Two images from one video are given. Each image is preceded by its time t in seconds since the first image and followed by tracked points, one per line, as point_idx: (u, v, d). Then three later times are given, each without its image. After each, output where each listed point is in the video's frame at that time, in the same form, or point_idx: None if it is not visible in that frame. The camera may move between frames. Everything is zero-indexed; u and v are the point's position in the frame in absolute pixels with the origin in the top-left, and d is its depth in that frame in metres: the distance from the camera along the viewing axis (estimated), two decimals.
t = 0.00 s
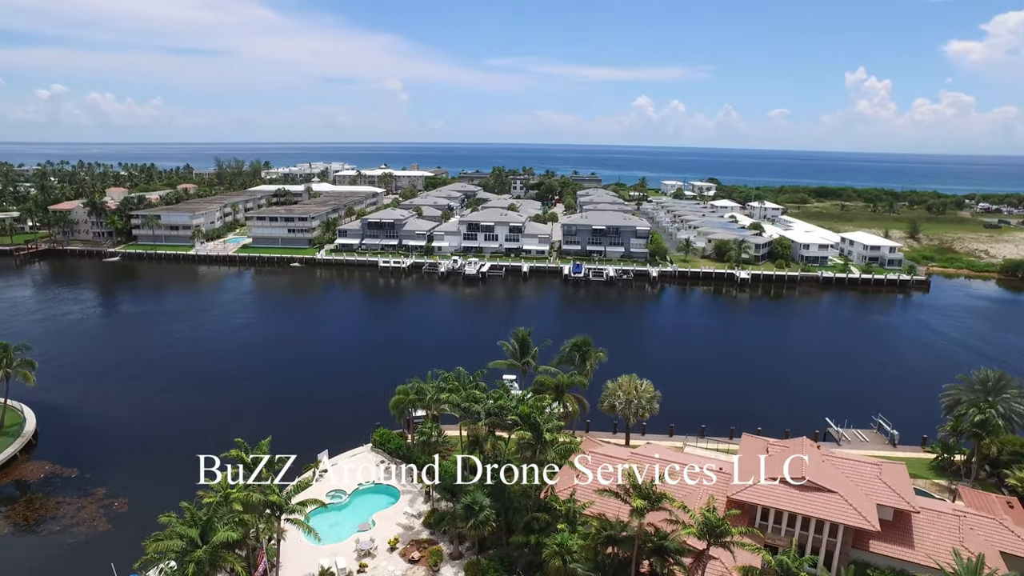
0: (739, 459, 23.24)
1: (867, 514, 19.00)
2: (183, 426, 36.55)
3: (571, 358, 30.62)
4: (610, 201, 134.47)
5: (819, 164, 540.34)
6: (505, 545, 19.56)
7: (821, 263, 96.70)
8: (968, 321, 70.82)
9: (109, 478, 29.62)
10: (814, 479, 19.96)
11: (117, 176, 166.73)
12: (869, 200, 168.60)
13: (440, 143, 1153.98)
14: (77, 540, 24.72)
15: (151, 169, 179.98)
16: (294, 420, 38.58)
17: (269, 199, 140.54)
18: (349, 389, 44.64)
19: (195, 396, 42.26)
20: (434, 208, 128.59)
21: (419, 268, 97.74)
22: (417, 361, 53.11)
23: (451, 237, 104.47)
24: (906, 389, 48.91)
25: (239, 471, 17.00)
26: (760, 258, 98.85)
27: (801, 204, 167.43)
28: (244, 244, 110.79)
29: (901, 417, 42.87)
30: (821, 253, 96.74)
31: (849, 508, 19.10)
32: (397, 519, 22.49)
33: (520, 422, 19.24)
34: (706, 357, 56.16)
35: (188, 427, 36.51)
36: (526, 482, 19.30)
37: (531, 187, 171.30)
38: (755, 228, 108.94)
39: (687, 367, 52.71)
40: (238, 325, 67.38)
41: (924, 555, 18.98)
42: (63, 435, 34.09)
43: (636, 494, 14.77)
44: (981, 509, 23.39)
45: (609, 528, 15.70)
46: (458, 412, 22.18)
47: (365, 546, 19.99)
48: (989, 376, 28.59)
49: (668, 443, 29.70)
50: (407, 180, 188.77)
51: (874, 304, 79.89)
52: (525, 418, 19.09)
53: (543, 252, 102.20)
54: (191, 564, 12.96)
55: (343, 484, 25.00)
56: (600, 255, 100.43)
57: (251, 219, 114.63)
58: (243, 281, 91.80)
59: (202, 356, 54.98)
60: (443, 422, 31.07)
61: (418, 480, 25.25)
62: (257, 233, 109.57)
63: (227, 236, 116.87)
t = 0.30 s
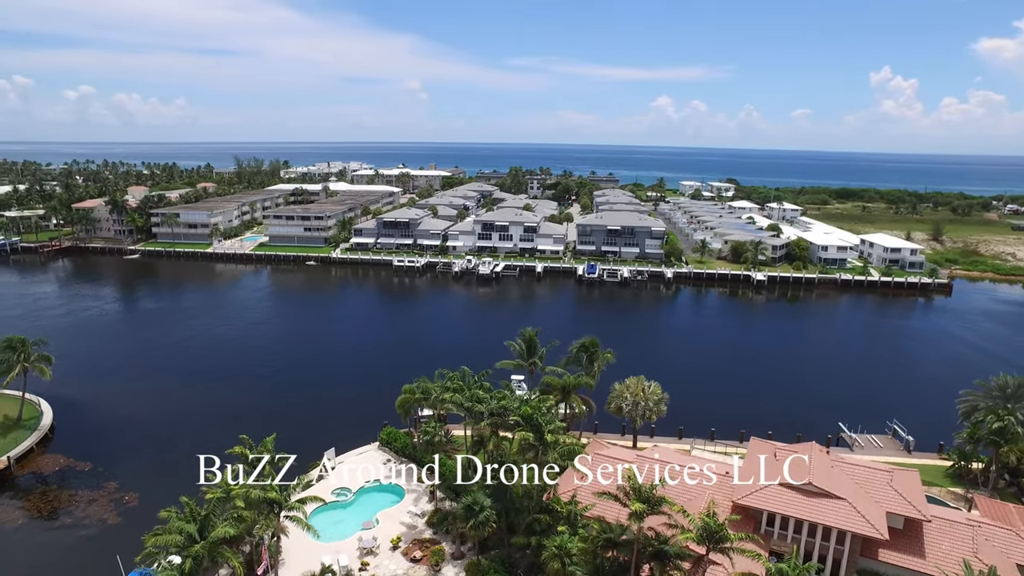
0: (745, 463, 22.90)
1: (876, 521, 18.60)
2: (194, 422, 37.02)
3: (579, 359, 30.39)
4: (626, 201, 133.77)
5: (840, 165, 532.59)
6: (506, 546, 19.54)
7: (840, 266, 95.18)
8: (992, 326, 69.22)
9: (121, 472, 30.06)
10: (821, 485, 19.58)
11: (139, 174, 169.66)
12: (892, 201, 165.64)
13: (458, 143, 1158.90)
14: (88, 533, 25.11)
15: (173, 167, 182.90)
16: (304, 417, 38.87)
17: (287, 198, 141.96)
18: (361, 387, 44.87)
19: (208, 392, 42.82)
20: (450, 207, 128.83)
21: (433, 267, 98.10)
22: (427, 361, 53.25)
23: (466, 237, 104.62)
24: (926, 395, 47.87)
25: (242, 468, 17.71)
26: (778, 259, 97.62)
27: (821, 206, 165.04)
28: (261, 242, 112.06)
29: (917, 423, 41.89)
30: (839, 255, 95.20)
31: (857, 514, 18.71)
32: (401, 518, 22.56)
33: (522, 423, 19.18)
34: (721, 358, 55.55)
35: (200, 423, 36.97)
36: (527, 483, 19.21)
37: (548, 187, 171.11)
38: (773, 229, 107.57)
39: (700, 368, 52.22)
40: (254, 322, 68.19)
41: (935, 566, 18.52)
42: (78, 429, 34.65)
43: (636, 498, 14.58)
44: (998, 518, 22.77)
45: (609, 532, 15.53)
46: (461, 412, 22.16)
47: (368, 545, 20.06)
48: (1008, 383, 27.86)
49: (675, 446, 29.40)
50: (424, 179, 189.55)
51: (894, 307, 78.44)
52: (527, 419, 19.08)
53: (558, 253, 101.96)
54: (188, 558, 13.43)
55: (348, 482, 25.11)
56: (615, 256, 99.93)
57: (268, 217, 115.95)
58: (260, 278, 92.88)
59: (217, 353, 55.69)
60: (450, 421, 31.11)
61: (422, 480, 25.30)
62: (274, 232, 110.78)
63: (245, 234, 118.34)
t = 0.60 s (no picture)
0: (754, 468, 22.49)
1: (885, 530, 18.19)
2: (207, 418, 37.51)
3: (587, 361, 30.20)
4: (643, 202, 132.94)
5: (863, 166, 523.74)
6: (509, 547, 19.45)
7: (860, 268, 93.53)
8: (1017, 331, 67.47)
9: (134, 466, 30.54)
10: (832, 492, 19.17)
11: (162, 173, 172.73)
12: (916, 203, 162.34)
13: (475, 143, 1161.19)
14: (99, 527, 25.51)
15: (195, 167, 185.87)
16: (315, 414, 39.15)
17: (305, 197, 143.42)
18: (372, 386, 45.07)
19: (222, 388, 43.40)
20: (466, 207, 129.06)
21: (448, 267, 98.37)
22: (438, 360, 53.41)
23: (481, 237, 104.65)
24: (947, 401, 46.80)
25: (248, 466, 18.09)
26: (796, 261, 96.23)
27: (843, 207, 162.43)
28: (279, 241, 113.37)
29: (934, 431, 40.99)
30: (860, 257, 93.41)
31: (866, 523, 18.30)
32: (406, 517, 22.59)
33: (525, 425, 19.14)
34: (736, 361, 55.03)
35: (213, 418, 37.50)
36: (527, 482, 19.20)
37: (565, 187, 170.84)
38: (792, 231, 106.05)
39: (715, 371, 51.71)
40: (270, 320, 69.01)
41: None
42: (94, 424, 35.26)
43: (636, 501, 14.47)
44: (1016, 529, 22.07)
45: (609, 535, 15.41)
46: (466, 413, 22.16)
47: (371, 544, 20.13)
48: None
49: (684, 450, 29.10)
50: (442, 180, 190.17)
51: (916, 311, 76.84)
52: (530, 420, 19.18)
53: (573, 253, 101.58)
54: (188, 551, 13.57)
55: (355, 480, 25.24)
56: (631, 257, 99.30)
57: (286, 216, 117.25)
58: (277, 277, 93.94)
59: (233, 350, 56.45)
60: (457, 421, 31.11)
61: (429, 479, 25.32)
62: (291, 231, 111.96)
63: (263, 233, 119.77)
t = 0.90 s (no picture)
0: (760, 473, 22.15)
1: (893, 537, 17.82)
2: (219, 414, 37.99)
3: (595, 362, 30.00)
4: (659, 202, 132.03)
5: (885, 167, 515.12)
6: (510, 548, 19.36)
7: (879, 271, 91.92)
8: None
9: (145, 460, 31.04)
10: (839, 499, 18.82)
11: (183, 172, 175.43)
12: (940, 205, 159.10)
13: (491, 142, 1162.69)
14: (109, 520, 25.95)
15: (214, 166, 188.54)
16: (325, 412, 39.43)
17: (321, 197, 144.72)
18: (382, 385, 45.22)
19: (233, 385, 43.90)
20: (481, 207, 129.15)
21: (462, 267, 98.60)
22: (448, 360, 53.49)
23: (495, 237, 104.71)
24: (967, 408, 45.63)
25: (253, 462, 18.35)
26: (814, 263, 94.86)
27: (864, 209, 159.81)
28: (295, 241, 114.59)
29: (949, 437, 40.10)
30: (879, 260, 91.81)
31: (873, 530, 17.94)
32: (410, 517, 22.66)
33: (528, 426, 19.00)
34: (750, 364, 54.35)
35: (224, 415, 37.97)
36: (526, 483, 19.35)
37: (581, 188, 170.31)
38: (810, 232, 104.54)
39: (728, 373, 51.17)
40: (286, 319, 69.76)
41: None
42: (108, 419, 35.84)
43: (635, 505, 14.38)
44: None
45: (608, 539, 15.30)
46: (470, 413, 22.14)
47: (374, 542, 20.24)
48: None
49: (691, 453, 28.83)
50: (458, 179, 190.58)
51: (937, 314, 75.29)
52: (532, 421, 18.96)
53: (587, 254, 101.21)
54: (188, 547, 13.78)
55: (361, 479, 25.38)
56: (645, 258, 98.67)
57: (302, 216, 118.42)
58: (293, 276, 94.91)
59: (247, 348, 57.08)
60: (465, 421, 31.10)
61: (435, 479, 25.36)
62: (307, 230, 113.07)
63: (279, 232, 121.13)
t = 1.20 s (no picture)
0: (766, 477, 21.84)
1: (902, 546, 17.44)
2: (230, 411, 38.45)
3: (602, 364, 29.78)
4: (675, 203, 131.02)
5: (908, 168, 505.55)
6: (511, 550, 19.27)
7: (899, 273, 90.25)
8: None
9: (155, 455, 31.52)
10: (846, 506, 18.47)
11: (203, 171, 177.96)
12: (965, 206, 155.83)
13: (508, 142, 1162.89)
14: (118, 514, 26.38)
15: (233, 165, 191.03)
16: (335, 410, 39.66)
17: (338, 196, 145.87)
18: (392, 384, 45.38)
19: (245, 382, 44.39)
20: (496, 207, 129.20)
21: (476, 266, 98.72)
22: (459, 360, 53.52)
23: (510, 237, 104.65)
24: (988, 415, 44.50)
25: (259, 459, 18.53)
26: (832, 265, 93.39)
27: (885, 210, 157.07)
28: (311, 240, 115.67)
29: (966, 444, 39.14)
30: (899, 262, 90.16)
31: (881, 538, 17.59)
32: (414, 516, 22.70)
33: (530, 428, 19.01)
34: (764, 367, 53.62)
35: (234, 411, 38.39)
36: (527, 482, 19.57)
37: (598, 188, 169.59)
38: (829, 234, 102.96)
39: (741, 376, 50.60)
40: (300, 317, 70.40)
41: None
42: (122, 414, 36.45)
43: (633, 510, 14.29)
44: None
45: (608, 543, 15.19)
46: (473, 414, 22.16)
47: (376, 541, 20.32)
48: None
49: (700, 457, 28.50)
50: (475, 179, 190.89)
51: (959, 318, 73.69)
52: (535, 423, 19.01)
53: (602, 254, 100.74)
54: (187, 543, 14.06)
55: (368, 478, 25.50)
56: (660, 259, 97.93)
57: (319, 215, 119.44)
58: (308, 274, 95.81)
59: (260, 346, 57.71)
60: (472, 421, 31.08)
61: (441, 479, 25.39)
62: (323, 229, 114.07)
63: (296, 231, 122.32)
